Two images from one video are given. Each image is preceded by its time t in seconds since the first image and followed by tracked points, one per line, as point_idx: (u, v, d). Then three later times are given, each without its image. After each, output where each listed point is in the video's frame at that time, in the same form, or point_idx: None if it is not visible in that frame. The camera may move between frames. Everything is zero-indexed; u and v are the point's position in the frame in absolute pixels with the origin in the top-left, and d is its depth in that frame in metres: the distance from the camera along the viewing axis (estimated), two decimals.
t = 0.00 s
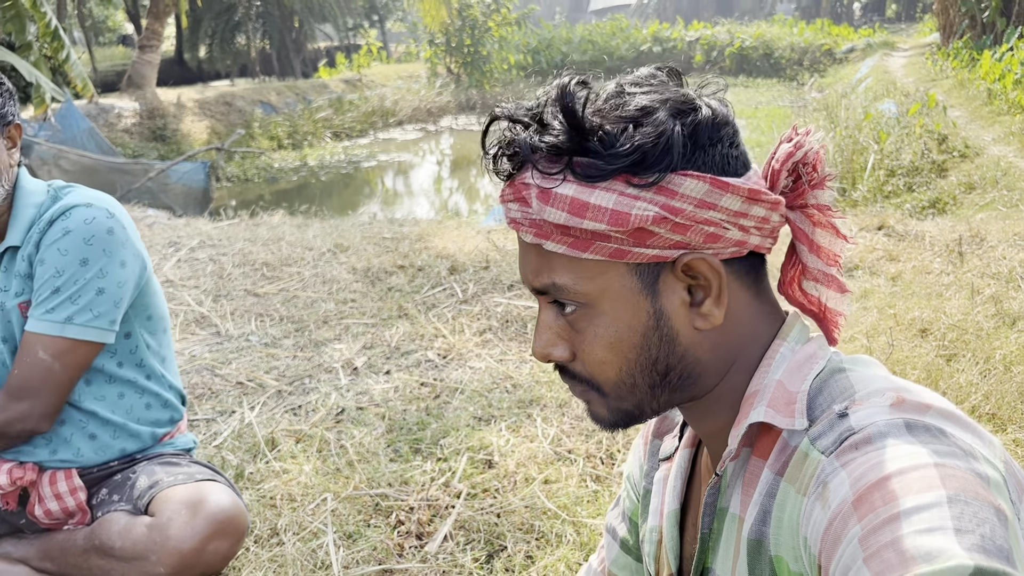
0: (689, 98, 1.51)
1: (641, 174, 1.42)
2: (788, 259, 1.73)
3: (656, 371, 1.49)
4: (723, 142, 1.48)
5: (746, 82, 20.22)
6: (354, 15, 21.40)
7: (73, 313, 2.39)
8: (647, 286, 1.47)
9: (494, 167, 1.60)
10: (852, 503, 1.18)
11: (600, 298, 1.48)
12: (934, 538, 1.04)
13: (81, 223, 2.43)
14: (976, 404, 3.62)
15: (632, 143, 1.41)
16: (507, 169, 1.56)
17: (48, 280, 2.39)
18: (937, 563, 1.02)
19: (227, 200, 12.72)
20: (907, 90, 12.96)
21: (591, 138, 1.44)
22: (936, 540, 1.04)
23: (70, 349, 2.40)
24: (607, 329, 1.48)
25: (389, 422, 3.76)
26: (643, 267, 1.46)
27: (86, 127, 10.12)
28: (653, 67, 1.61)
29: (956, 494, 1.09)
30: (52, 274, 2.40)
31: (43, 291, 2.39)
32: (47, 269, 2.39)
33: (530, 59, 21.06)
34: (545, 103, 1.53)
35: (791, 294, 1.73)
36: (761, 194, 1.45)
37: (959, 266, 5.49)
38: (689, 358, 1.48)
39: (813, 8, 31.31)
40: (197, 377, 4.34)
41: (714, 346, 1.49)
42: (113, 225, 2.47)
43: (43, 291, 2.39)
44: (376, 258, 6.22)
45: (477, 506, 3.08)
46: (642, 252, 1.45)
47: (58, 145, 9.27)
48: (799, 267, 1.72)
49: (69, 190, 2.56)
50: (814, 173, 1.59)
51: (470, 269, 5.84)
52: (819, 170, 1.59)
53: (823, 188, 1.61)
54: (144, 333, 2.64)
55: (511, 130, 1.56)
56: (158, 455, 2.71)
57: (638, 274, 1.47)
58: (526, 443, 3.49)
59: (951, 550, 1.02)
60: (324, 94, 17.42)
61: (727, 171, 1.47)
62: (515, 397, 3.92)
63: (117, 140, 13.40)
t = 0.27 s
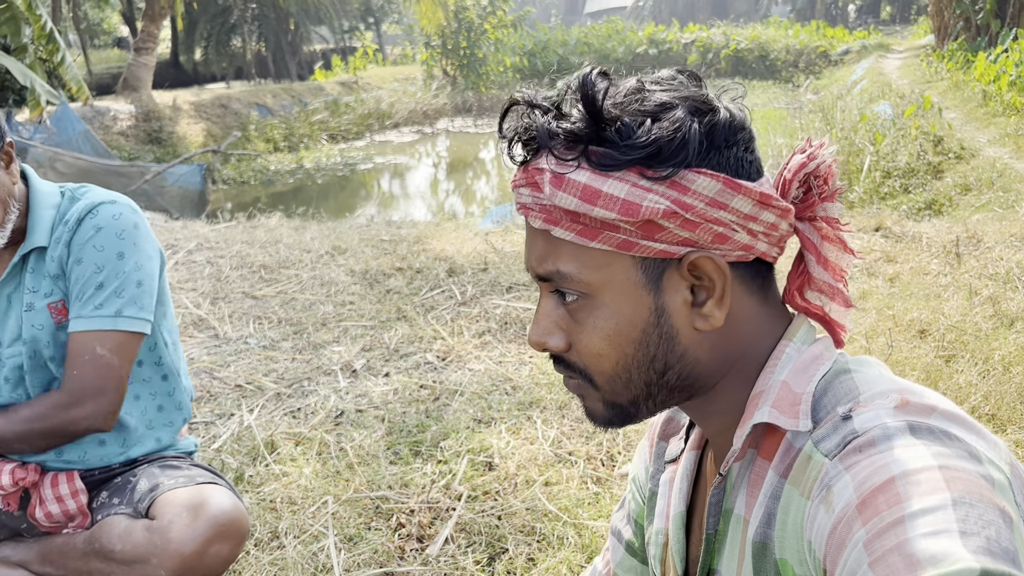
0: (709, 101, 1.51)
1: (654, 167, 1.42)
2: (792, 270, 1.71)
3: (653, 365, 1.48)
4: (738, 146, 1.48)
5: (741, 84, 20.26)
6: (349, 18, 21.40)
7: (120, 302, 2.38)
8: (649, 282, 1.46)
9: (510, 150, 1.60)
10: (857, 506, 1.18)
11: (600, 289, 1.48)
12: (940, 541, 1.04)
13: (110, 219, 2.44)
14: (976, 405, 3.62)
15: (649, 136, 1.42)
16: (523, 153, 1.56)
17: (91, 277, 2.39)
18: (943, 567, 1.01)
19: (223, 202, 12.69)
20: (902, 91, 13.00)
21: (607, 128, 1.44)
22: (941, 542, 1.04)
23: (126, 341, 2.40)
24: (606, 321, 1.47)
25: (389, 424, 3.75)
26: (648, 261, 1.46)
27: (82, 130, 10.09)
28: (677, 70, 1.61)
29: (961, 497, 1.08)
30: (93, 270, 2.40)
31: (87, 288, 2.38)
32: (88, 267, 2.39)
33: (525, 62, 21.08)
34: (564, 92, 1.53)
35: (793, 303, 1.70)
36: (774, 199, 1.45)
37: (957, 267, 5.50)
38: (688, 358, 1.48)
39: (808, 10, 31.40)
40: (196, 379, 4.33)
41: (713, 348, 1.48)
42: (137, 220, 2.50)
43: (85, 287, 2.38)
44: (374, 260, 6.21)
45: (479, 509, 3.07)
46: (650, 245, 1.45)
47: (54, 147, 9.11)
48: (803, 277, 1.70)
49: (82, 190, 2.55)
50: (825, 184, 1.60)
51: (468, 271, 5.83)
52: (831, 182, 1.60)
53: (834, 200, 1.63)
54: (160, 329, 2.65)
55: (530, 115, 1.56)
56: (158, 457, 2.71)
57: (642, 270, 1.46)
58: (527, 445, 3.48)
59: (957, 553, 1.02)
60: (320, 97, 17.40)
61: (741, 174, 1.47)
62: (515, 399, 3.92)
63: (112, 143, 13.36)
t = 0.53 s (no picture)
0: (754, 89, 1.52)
1: (697, 138, 1.43)
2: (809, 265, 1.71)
3: (663, 339, 1.49)
4: (776, 136, 1.50)
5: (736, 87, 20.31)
6: (345, 20, 21.40)
7: (192, 306, 2.48)
8: (666, 259, 1.47)
9: (550, 105, 1.61)
10: (860, 496, 1.18)
11: (615, 258, 1.49)
12: (943, 531, 1.05)
13: (150, 227, 2.47)
14: (973, 402, 3.63)
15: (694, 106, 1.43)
16: (563, 110, 1.57)
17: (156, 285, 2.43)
18: (948, 558, 1.02)
19: (219, 205, 12.67)
20: (897, 93, 13.05)
21: (653, 96, 1.46)
22: (945, 532, 1.05)
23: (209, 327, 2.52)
24: (619, 290, 1.48)
25: (388, 423, 3.75)
26: (672, 237, 1.47)
27: (78, 133, 10.07)
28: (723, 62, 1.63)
29: (964, 488, 1.09)
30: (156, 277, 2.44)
31: (158, 295, 2.43)
32: (150, 275, 2.43)
33: (521, 64, 21.12)
34: (617, 60, 1.55)
35: (807, 295, 1.70)
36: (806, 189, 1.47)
37: (953, 266, 5.52)
38: (697, 340, 1.49)
39: (803, 13, 31.52)
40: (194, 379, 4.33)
41: (723, 333, 1.50)
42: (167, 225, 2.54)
43: (161, 297, 2.43)
44: (372, 260, 6.21)
45: (479, 506, 3.07)
46: (679, 218, 1.45)
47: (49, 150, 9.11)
48: (820, 273, 1.70)
49: (99, 196, 2.53)
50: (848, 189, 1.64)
51: (466, 271, 5.83)
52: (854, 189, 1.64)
53: (857, 206, 1.67)
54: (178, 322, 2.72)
55: (577, 77, 1.58)
56: (159, 456, 2.71)
57: (661, 248, 1.47)
58: (527, 443, 3.49)
59: (959, 545, 1.03)
60: (316, 99, 17.40)
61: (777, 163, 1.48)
62: (515, 397, 3.92)
63: (108, 145, 13.33)
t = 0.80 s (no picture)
0: (756, 85, 1.51)
1: (696, 138, 1.43)
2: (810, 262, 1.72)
3: (665, 335, 1.49)
4: (777, 133, 1.49)
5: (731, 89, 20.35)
6: (340, 23, 21.39)
7: (198, 320, 2.49)
8: (666, 255, 1.48)
9: (552, 103, 1.61)
10: (858, 494, 1.18)
11: (618, 255, 1.49)
12: (940, 528, 1.05)
13: (171, 239, 2.55)
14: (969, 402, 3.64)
15: (693, 106, 1.43)
16: (564, 107, 1.57)
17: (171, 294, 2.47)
18: (945, 555, 1.02)
19: (215, 207, 12.65)
20: (891, 95, 13.08)
21: (654, 95, 1.46)
22: (942, 530, 1.05)
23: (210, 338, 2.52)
24: (621, 286, 1.49)
25: (385, 425, 3.75)
26: (672, 233, 1.47)
27: (72, 135, 10.03)
28: (728, 56, 1.62)
29: (961, 485, 1.09)
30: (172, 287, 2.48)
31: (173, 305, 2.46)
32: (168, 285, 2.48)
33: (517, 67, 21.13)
34: (617, 57, 1.54)
35: (807, 294, 1.71)
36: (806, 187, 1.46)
37: (948, 267, 5.53)
38: (696, 336, 1.50)
39: (797, 15, 31.64)
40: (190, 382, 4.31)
41: (722, 329, 1.50)
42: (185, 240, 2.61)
43: (173, 307, 2.46)
44: (368, 263, 6.21)
45: (476, 508, 3.07)
46: (679, 215, 1.46)
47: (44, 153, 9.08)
48: (820, 271, 1.70)
49: (117, 206, 2.58)
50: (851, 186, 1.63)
51: (463, 273, 5.83)
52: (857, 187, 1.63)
53: (860, 203, 1.65)
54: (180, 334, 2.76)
55: (579, 74, 1.58)
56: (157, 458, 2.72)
57: (662, 244, 1.48)
58: (524, 444, 3.48)
59: (957, 543, 1.03)
60: (312, 102, 17.38)
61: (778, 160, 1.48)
62: (511, 399, 3.92)
63: (103, 148, 13.30)
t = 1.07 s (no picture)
0: (752, 92, 1.53)
1: (696, 141, 1.43)
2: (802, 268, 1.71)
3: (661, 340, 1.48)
4: (773, 140, 1.50)
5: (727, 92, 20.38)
6: (336, 25, 21.37)
7: (199, 355, 2.49)
8: (664, 260, 1.47)
9: (549, 107, 1.60)
10: (846, 503, 1.19)
11: (616, 260, 1.48)
12: (928, 537, 1.06)
13: (177, 270, 2.54)
14: (963, 407, 3.64)
15: (693, 110, 1.43)
16: (561, 111, 1.57)
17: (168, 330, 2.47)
18: (933, 564, 1.03)
19: (210, 210, 12.62)
20: (886, 98, 13.11)
21: (654, 99, 1.46)
22: (930, 539, 1.05)
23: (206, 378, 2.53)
24: (618, 290, 1.48)
25: (379, 430, 3.74)
26: (670, 236, 1.47)
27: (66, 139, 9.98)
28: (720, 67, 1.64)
29: (949, 494, 1.09)
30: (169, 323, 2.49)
31: (169, 340, 2.46)
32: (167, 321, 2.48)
33: (512, 69, 21.14)
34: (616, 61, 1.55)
35: (797, 301, 1.70)
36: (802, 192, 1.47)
37: (942, 271, 5.54)
38: (693, 341, 1.49)
39: (792, 18, 31.71)
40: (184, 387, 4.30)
41: (718, 335, 1.50)
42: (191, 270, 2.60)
43: (173, 341, 2.46)
44: (363, 267, 6.20)
45: (470, 514, 3.06)
46: (677, 219, 1.45)
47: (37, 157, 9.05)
48: (812, 278, 1.70)
49: (128, 230, 2.58)
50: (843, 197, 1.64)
51: (457, 277, 5.83)
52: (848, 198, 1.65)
53: (852, 213, 1.67)
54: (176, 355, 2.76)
55: (577, 81, 1.58)
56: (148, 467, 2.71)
57: (660, 248, 1.47)
58: (518, 450, 3.48)
59: (945, 551, 1.03)
60: (307, 105, 17.36)
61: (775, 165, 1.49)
62: (506, 404, 3.92)
63: (97, 151, 13.26)
